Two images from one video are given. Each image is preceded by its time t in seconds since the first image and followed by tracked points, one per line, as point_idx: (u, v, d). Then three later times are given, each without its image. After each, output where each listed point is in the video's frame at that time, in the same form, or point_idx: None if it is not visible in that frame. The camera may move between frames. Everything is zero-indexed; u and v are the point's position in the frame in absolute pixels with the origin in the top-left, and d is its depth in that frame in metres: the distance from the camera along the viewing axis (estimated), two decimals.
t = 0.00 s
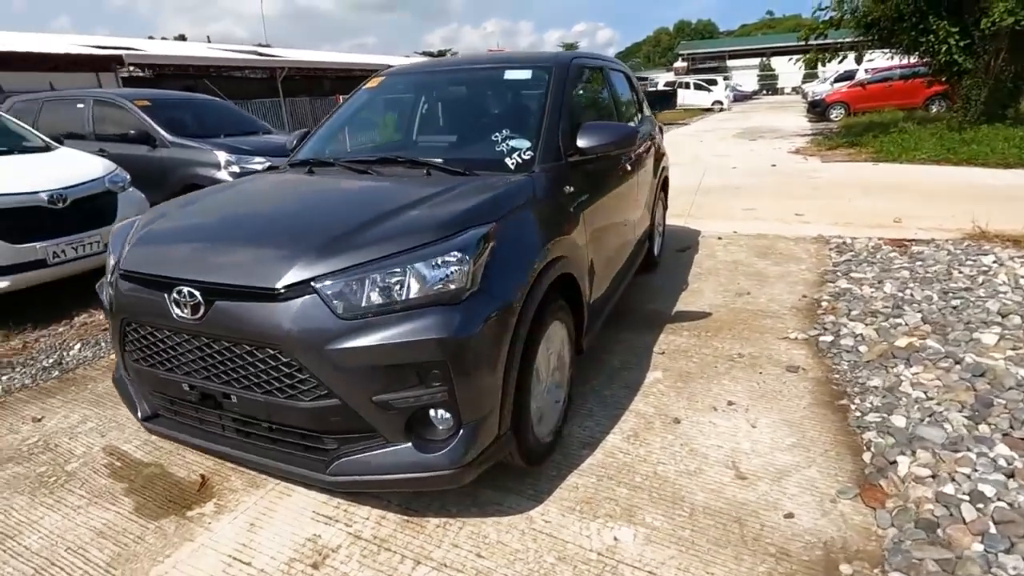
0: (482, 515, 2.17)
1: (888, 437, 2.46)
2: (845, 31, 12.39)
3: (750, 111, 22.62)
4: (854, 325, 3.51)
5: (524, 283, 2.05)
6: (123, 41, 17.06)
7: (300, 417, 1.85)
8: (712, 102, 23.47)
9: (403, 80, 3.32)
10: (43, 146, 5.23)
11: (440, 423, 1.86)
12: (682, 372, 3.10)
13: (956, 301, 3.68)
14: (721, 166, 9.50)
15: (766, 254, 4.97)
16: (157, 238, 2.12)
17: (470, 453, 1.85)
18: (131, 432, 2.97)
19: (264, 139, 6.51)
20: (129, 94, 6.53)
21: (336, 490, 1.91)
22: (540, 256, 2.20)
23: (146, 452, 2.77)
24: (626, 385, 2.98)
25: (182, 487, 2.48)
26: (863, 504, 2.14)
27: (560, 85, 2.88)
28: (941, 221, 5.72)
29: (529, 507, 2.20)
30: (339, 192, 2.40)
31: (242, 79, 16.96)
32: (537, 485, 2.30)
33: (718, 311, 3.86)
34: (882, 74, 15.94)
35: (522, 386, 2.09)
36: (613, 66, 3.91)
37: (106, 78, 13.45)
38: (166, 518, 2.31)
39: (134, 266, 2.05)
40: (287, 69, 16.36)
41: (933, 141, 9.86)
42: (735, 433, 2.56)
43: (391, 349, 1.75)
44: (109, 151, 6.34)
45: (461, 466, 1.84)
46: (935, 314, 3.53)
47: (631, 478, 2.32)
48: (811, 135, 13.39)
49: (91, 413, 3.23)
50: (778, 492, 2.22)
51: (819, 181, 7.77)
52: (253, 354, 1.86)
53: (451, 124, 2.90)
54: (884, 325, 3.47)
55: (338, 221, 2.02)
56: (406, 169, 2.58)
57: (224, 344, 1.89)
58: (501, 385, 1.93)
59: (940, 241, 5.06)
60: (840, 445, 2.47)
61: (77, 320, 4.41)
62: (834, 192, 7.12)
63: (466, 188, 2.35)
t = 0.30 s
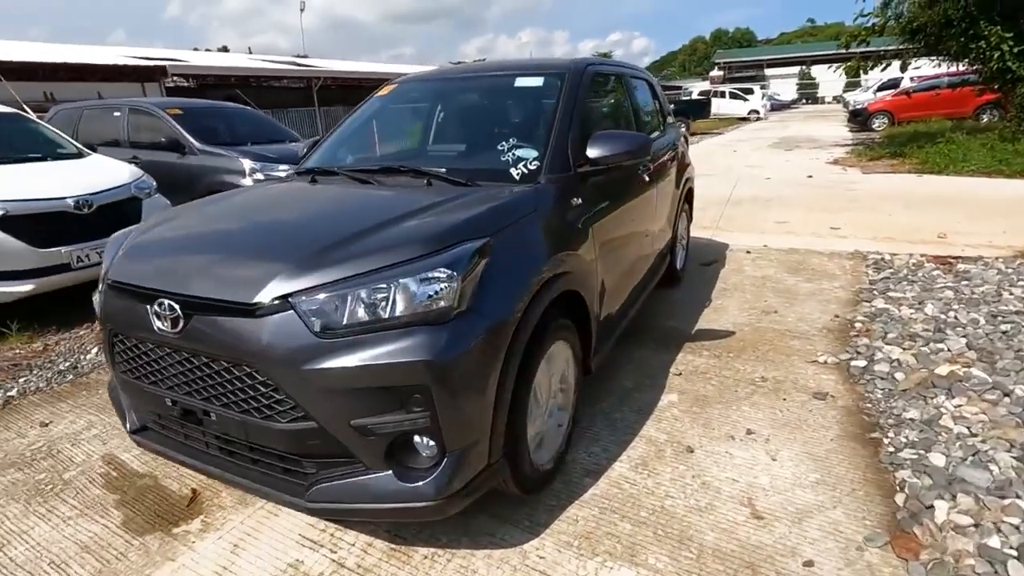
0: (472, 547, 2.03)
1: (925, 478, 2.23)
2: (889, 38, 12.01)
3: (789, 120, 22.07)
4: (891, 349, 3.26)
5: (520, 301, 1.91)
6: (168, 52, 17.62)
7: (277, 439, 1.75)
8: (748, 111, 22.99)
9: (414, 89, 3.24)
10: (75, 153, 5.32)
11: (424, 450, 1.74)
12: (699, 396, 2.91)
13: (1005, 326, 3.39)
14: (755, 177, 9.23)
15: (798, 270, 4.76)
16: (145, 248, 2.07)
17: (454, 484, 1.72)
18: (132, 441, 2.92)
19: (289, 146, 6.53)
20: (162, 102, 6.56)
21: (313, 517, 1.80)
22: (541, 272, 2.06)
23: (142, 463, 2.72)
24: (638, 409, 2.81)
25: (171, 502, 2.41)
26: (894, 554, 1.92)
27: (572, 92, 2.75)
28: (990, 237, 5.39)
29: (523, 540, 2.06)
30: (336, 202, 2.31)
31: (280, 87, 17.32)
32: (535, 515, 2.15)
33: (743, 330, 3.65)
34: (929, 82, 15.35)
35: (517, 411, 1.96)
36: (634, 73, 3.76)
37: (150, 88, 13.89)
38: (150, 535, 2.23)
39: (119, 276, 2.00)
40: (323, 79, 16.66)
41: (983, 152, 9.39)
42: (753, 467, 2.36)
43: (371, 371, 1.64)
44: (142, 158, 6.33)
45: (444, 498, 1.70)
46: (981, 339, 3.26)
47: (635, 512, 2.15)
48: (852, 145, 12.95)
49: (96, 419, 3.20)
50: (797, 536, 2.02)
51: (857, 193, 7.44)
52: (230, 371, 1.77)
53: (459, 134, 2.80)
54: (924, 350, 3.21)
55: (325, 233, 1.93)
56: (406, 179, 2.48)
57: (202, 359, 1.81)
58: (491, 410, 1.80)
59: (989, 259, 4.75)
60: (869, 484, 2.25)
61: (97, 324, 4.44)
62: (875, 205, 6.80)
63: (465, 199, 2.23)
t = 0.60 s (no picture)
0: (454, 571, 1.99)
1: (937, 519, 2.09)
2: (934, 44, 11.61)
3: (829, 129, 21.48)
4: (913, 376, 3.09)
5: (504, 324, 1.87)
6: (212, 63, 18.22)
7: (256, 459, 1.75)
8: (786, 119, 22.51)
9: (421, 104, 3.25)
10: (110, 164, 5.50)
11: (398, 475, 1.71)
12: (703, 421, 2.82)
13: None
14: (786, 189, 9.00)
15: (822, 288, 4.60)
16: (142, 265, 2.11)
17: (428, 510, 1.69)
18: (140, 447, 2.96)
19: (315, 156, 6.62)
20: (195, 113, 6.69)
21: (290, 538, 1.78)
22: (529, 293, 2.01)
23: (147, 470, 2.73)
24: (638, 433, 2.73)
25: (168, 511, 2.42)
26: None
27: (575, 109, 2.71)
28: None
29: (505, 567, 2.01)
30: (332, 220, 2.32)
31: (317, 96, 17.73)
32: (520, 541, 2.10)
33: (757, 351, 3.53)
34: (978, 90, 14.74)
35: (499, 436, 1.91)
36: (647, 87, 3.70)
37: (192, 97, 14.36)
38: (144, 544, 2.24)
39: (116, 292, 2.05)
40: (358, 88, 16.96)
41: None
42: (753, 499, 2.26)
43: (343, 394, 1.62)
44: (175, 167, 6.46)
45: (417, 524, 1.67)
46: (1013, 368, 3.07)
47: (624, 543, 2.07)
48: (894, 155, 12.51)
49: (110, 423, 3.25)
50: None
51: (894, 207, 7.16)
52: (212, 390, 1.79)
53: (461, 150, 2.78)
54: (949, 378, 3.03)
55: (311, 252, 1.93)
56: (403, 197, 2.48)
57: (187, 377, 1.83)
58: (468, 436, 1.76)
59: None
60: (876, 523, 2.13)
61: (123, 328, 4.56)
62: (911, 219, 6.54)
63: (456, 218, 2.20)
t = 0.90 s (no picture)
0: None
1: (908, 546, 2.06)
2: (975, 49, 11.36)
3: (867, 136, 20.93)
4: (910, 397, 3.02)
5: (468, 339, 1.92)
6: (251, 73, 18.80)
7: (228, 461, 1.84)
8: (822, 126, 22.02)
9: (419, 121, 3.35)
10: (141, 172, 5.71)
11: (358, 481, 1.77)
12: (687, 436, 2.82)
13: None
14: (811, 200, 8.84)
15: (831, 304, 4.53)
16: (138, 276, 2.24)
17: (385, 515, 1.75)
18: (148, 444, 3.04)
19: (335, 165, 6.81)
20: (223, 124, 6.96)
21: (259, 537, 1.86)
22: (497, 309, 2.06)
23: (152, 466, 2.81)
24: (620, 446, 2.75)
25: (165, 506, 2.49)
26: None
27: (560, 126, 2.76)
28: None
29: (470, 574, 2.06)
30: (318, 233, 2.41)
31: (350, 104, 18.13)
32: (487, 549, 2.15)
33: (753, 367, 3.51)
34: None
35: (463, 446, 1.97)
36: (644, 101, 3.73)
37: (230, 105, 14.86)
38: (137, 536, 2.32)
39: (113, 301, 2.18)
40: (390, 96, 17.30)
41: None
42: (723, 517, 2.27)
43: (303, 403, 1.70)
44: (205, 177, 6.74)
45: (373, 530, 1.73)
46: (1015, 391, 2.98)
47: (588, 556, 2.10)
48: (931, 164, 12.13)
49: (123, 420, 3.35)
50: None
51: (920, 219, 6.96)
52: (191, 395, 1.89)
53: (451, 167, 2.86)
54: (947, 400, 2.95)
55: (287, 265, 2.02)
56: (389, 212, 2.57)
57: (170, 382, 1.94)
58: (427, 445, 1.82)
59: None
60: (845, 546, 2.11)
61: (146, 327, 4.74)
62: (936, 232, 6.35)
63: (433, 233, 2.28)
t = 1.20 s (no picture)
0: None
1: (865, 569, 2.08)
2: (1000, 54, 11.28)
3: (890, 143, 20.58)
4: (892, 417, 3.01)
5: (428, 356, 1.98)
6: (274, 80, 19.18)
7: (198, 468, 1.93)
8: (844, 133, 21.71)
9: (409, 138, 3.45)
10: (154, 180, 5.80)
11: (318, 490, 1.84)
12: (662, 451, 2.85)
13: None
14: (823, 211, 8.76)
15: (827, 319, 4.51)
16: (128, 290, 2.36)
17: (343, 525, 1.81)
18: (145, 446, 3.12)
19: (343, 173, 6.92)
20: (236, 132, 7.11)
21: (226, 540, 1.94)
22: (461, 327, 2.11)
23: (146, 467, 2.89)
24: (593, 459, 2.80)
25: (153, 507, 2.58)
26: None
27: (538, 146, 2.83)
28: None
29: None
30: (299, 249, 2.50)
31: (369, 109, 18.38)
32: (451, 559, 2.21)
33: (737, 383, 3.52)
34: None
35: (424, 459, 2.03)
36: (633, 118, 3.77)
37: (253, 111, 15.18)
38: (123, 536, 2.42)
39: (102, 314, 2.30)
40: (408, 103, 17.53)
41: None
42: (686, 534, 2.30)
43: (264, 416, 1.77)
44: (217, 183, 6.89)
45: (330, 538, 1.80)
46: (1000, 413, 2.95)
47: (547, 569, 2.15)
48: (953, 174, 11.91)
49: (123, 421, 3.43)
50: None
51: (930, 232, 6.85)
52: (165, 403, 1.98)
53: (433, 184, 2.95)
54: (928, 421, 2.93)
55: (260, 280, 2.10)
56: (370, 228, 2.65)
57: (148, 391, 2.04)
58: (386, 457, 1.88)
59: None
60: (803, 567, 2.12)
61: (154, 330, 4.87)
62: (946, 246, 6.27)
63: (406, 250, 2.35)
